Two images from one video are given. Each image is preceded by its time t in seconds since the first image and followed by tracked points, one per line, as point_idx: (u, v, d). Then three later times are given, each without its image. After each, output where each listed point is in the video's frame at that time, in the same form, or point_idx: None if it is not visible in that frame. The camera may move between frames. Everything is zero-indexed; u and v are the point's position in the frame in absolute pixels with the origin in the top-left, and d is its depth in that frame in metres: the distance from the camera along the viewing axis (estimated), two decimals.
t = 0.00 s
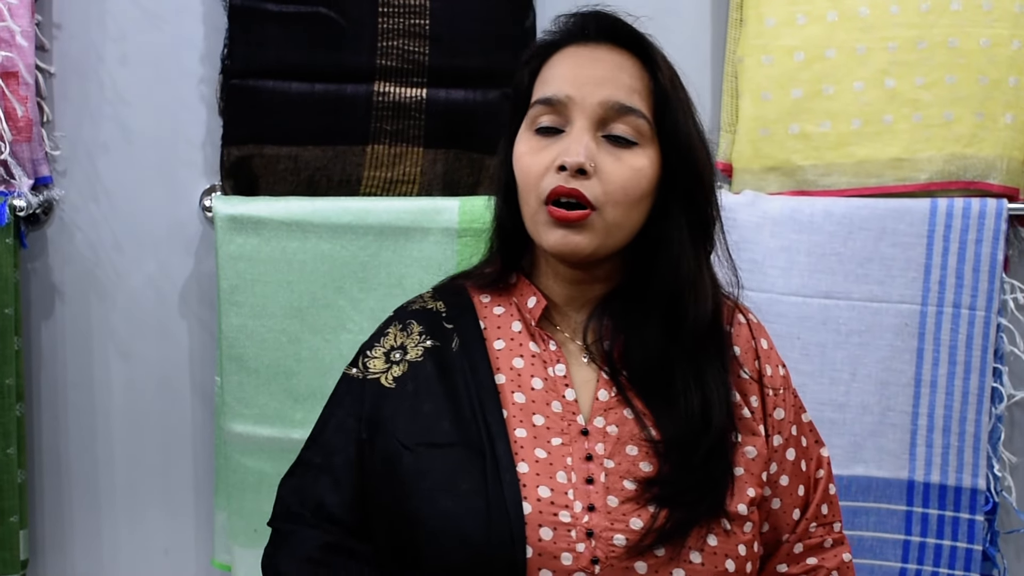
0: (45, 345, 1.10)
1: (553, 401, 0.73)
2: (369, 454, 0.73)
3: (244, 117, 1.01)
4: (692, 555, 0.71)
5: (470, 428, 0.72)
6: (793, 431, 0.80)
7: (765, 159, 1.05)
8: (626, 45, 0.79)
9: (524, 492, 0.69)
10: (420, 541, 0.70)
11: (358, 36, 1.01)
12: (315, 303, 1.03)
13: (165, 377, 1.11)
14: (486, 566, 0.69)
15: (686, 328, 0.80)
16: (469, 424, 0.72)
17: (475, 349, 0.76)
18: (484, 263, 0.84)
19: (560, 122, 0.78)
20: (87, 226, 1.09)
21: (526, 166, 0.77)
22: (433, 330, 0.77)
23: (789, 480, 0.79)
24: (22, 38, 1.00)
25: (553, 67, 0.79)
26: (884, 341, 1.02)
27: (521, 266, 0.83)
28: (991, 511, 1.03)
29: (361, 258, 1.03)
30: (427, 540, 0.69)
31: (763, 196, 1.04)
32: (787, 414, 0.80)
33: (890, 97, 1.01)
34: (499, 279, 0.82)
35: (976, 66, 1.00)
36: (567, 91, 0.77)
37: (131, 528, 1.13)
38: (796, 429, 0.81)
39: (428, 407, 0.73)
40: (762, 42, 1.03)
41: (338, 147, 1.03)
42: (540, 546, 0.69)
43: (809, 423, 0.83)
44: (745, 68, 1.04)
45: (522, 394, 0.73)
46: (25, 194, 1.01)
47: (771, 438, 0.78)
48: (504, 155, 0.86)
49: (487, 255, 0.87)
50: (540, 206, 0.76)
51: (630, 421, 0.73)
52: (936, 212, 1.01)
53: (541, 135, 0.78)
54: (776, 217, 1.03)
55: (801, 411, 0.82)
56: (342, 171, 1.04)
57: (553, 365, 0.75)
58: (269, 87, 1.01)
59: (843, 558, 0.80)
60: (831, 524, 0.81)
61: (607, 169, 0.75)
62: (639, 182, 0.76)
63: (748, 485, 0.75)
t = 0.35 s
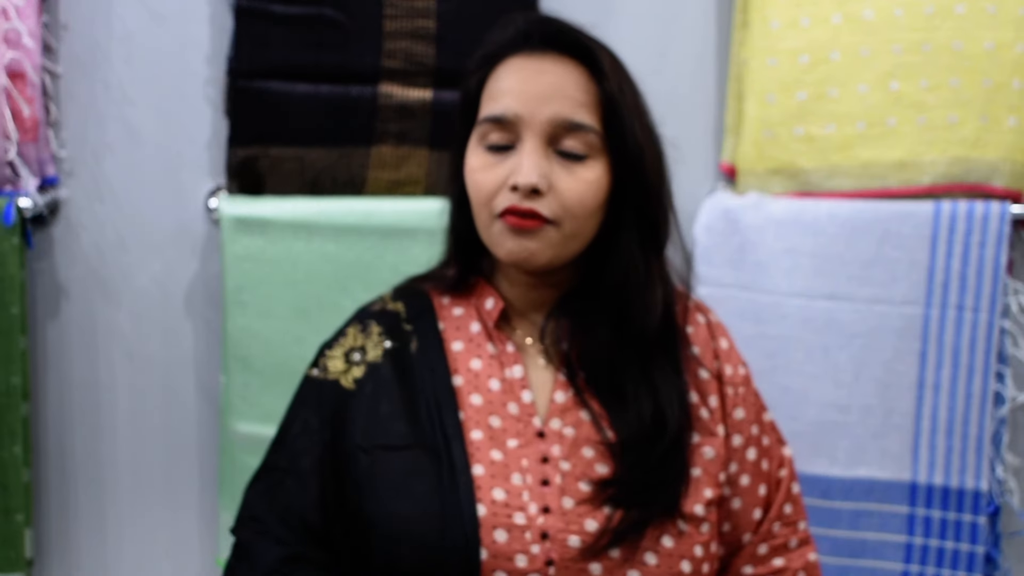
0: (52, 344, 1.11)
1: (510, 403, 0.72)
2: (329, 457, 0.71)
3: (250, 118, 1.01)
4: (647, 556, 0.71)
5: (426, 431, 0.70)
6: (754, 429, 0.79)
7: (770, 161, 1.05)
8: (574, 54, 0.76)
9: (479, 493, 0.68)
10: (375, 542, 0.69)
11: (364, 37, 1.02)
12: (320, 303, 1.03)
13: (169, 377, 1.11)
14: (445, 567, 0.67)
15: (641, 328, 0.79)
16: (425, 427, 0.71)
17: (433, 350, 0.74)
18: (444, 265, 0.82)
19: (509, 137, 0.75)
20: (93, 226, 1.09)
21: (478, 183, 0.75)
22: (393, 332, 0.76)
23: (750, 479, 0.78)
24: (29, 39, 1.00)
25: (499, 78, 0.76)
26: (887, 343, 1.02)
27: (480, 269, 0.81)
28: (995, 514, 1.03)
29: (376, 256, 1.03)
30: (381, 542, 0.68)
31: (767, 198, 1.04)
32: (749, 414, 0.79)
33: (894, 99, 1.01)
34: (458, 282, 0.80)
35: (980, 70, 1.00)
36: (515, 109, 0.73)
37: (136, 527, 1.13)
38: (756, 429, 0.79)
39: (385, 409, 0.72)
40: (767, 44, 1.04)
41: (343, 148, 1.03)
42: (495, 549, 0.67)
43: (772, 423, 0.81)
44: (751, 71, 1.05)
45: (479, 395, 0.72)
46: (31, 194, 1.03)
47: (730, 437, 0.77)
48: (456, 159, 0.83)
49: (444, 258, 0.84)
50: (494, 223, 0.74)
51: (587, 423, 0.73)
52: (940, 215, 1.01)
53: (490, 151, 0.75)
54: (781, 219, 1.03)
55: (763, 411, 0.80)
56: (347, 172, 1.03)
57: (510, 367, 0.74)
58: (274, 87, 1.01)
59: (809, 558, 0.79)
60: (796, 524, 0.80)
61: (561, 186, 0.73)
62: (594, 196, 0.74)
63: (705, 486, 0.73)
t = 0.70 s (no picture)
0: (60, 346, 1.10)
1: (497, 415, 0.72)
2: (315, 479, 0.72)
3: (258, 118, 1.01)
4: (642, 563, 0.71)
5: (412, 448, 0.71)
6: (738, 427, 0.80)
7: (779, 161, 1.04)
8: (560, 55, 0.77)
9: (470, 509, 0.68)
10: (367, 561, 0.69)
11: (373, 37, 1.01)
12: (328, 305, 1.03)
13: (179, 380, 1.11)
14: None
15: (626, 332, 0.80)
16: (411, 442, 0.71)
17: (414, 364, 0.74)
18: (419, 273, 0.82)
19: (498, 139, 0.75)
20: (101, 227, 1.09)
21: (466, 188, 0.75)
22: (373, 347, 0.75)
23: (736, 476, 0.79)
24: (37, 40, 1.00)
25: (487, 80, 0.76)
26: (899, 343, 1.02)
27: (458, 277, 0.82)
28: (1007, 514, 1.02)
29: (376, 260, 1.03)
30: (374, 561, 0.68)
31: (777, 198, 1.04)
32: (732, 412, 0.80)
33: (904, 98, 1.01)
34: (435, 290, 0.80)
35: (991, 68, 0.99)
36: (505, 111, 0.74)
37: (147, 529, 1.13)
38: (741, 425, 0.80)
39: (370, 427, 0.72)
40: (777, 43, 1.03)
41: (352, 148, 1.03)
42: (489, 564, 0.67)
43: (756, 417, 0.82)
44: (760, 70, 1.04)
45: (465, 410, 0.72)
46: (40, 196, 1.02)
47: (716, 437, 0.78)
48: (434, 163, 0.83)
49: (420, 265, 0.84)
50: (483, 228, 0.74)
51: (575, 430, 0.73)
52: (951, 213, 1.01)
53: (478, 154, 0.76)
54: (791, 219, 1.03)
55: (747, 406, 0.82)
56: (356, 173, 1.03)
57: (494, 377, 0.74)
58: (283, 88, 1.01)
59: (800, 553, 0.79)
60: (785, 519, 0.80)
61: (552, 189, 0.74)
62: (583, 199, 0.75)
63: (695, 487, 0.74)
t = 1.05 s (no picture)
0: (66, 345, 1.10)
1: (499, 408, 0.72)
2: (320, 471, 0.72)
3: (265, 119, 1.01)
4: (640, 557, 0.71)
5: (415, 439, 0.71)
6: (739, 430, 0.80)
7: (785, 162, 1.04)
8: (568, 56, 0.77)
9: (471, 500, 0.68)
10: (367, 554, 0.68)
11: (380, 39, 1.01)
12: (335, 306, 1.03)
13: (185, 380, 1.11)
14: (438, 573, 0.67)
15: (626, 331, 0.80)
16: (414, 435, 0.71)
17: (418, 357, 0.75)
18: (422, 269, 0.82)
19: (501, 136, 0.76)
20: (108, 228, 1.09)
21: (468, 182, 0.75)
22: (377, 340, 0.76)
23: (736, 479, 0.79)
24: (45, 41, 1.00)
25: (494, 78, 0.77)
26: (905, 345, 1.02)
27: (462, 273, 0.82)
28: (1012, 517, 1.02)
29: (380, 261, 1.03)
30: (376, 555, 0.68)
31: (783, 200, 1.04)
32: (733, 414, 0.80)
33: (911, 100, 1.01)
34: (441, 288, 0.81)
35: (998, 71, 0.99)
36: (509, 108, 0.75)
37: (152, 528, 1.13)
38: (741, 428, 0.80)
39: (373, 419, 0.72)
40: (783, 45, 1.03)
41: (359, 149, 1.03)
42: (488, 555, 0.68)
43: (755, 422, 0.82)
44: (766, 72, 1.04)
45: (467, 402, 0.72)
46: (47, 197, 1.02)
47: (717, 437, 0.78)
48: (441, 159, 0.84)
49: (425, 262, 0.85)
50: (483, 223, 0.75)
51: (576, 426, 0.73)
52: (957, 215, 1.01)
53: (482, 149, 0.76)
54: (797, 220, 1.03)
55: (747, 410, 0.82)
56: (362, 174, 1.04)
57: (498, 372, 0.74)
58: (290, 89, 1.01)
59: (798, 558, 0.79)
60: (784, 524, 0.80)
61: (551, 188, 0.74)
62: (582, 199, 0.75)
63: (694, 485, 0.74)
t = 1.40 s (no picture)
0: (69, 347, 1.10)
1: (513, 407, 0.72)
2: (328, 472, 0.71)
3: (267, 120, 1.01)
4: (657, 552, 0.70)
5: (428, 438, 0.70)
6: (748, 428, 0.80)
7: (787, 162, 1.04)
8: (582, 53, 0.78)
9: (486, 497, 0.68)
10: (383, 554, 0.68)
11: (381, 40, 1.01)
12: (336, 308, 1.03)
13: (187, 381, 1.11)
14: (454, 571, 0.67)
15: (640, 327, 0.81)
16: (427, 433, 0.71)
17: (430, 356, 0.74)
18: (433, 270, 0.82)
19: (520, 132, 0.76)
20: (110, 229, 1.09)
21: (487, 180, 0.75)
22: (387, 341, 0.75)
23: (746, 477, 0.78)
24: (46, 42, 1.00)
25: (509, 75, 0.77)
26: (906, 345, 1.02)
27: (473, 274, 0.82)
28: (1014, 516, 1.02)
29: (381, 262, 1.03)
30: (392, 553, 0.68)
31: (785, 200, 1.04)
32: (743, 412, 0.80)
33: (912, 100, 1.01)
34: (451, 288, 0.80)
35: (999, 70, 0.99)
36: (528, 104, 0.75)
37: (154, 528, 1.13)
38: (750, 427, 0.80)
39: (385, 419, 0.71)
40: (784, 45, 1.03)
41: (360, 150, 1.03)
42: (506, 551, 0.67)
43: (763, 422, 0.82)
44: (768, 73, 1.04)
45: (481, 402, 0.72)
46: (48, 198, 1.02)
47: (728, 435, 0.78)
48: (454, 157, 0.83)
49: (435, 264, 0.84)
50: (505, 219, 0.74)
51: (590, 423, 0.73)
52: (959, 215, 1.01)
53: (500, 147, 0.76)
54: (798, 220, 1.03)
55: (754, 410, 0.81)
56: (364, 174, 1.04)
57: (510, 371, 0.74)
58: (291, 90, 1.01)
59: (807, 558, 0.79)
60: (792, 522, 0.80)
61: (572, 181, 0.74)
62: (603, 192, 0.76)
63: (709, 481, 0.74)
